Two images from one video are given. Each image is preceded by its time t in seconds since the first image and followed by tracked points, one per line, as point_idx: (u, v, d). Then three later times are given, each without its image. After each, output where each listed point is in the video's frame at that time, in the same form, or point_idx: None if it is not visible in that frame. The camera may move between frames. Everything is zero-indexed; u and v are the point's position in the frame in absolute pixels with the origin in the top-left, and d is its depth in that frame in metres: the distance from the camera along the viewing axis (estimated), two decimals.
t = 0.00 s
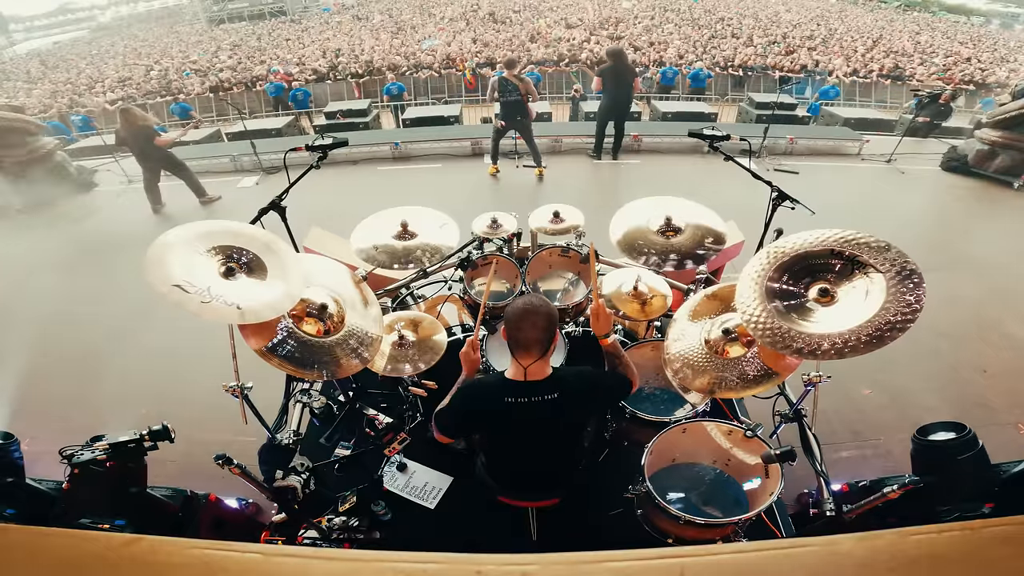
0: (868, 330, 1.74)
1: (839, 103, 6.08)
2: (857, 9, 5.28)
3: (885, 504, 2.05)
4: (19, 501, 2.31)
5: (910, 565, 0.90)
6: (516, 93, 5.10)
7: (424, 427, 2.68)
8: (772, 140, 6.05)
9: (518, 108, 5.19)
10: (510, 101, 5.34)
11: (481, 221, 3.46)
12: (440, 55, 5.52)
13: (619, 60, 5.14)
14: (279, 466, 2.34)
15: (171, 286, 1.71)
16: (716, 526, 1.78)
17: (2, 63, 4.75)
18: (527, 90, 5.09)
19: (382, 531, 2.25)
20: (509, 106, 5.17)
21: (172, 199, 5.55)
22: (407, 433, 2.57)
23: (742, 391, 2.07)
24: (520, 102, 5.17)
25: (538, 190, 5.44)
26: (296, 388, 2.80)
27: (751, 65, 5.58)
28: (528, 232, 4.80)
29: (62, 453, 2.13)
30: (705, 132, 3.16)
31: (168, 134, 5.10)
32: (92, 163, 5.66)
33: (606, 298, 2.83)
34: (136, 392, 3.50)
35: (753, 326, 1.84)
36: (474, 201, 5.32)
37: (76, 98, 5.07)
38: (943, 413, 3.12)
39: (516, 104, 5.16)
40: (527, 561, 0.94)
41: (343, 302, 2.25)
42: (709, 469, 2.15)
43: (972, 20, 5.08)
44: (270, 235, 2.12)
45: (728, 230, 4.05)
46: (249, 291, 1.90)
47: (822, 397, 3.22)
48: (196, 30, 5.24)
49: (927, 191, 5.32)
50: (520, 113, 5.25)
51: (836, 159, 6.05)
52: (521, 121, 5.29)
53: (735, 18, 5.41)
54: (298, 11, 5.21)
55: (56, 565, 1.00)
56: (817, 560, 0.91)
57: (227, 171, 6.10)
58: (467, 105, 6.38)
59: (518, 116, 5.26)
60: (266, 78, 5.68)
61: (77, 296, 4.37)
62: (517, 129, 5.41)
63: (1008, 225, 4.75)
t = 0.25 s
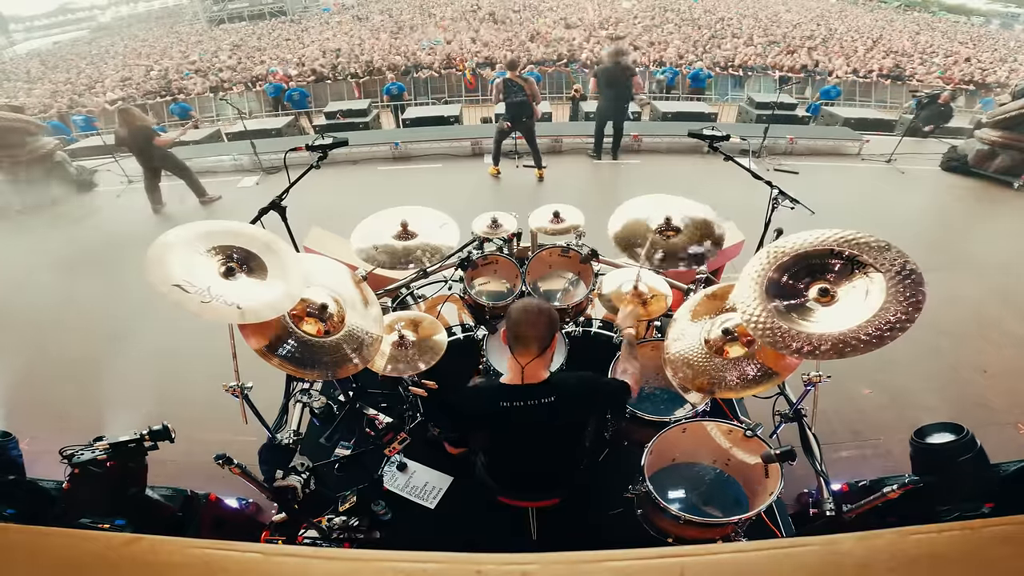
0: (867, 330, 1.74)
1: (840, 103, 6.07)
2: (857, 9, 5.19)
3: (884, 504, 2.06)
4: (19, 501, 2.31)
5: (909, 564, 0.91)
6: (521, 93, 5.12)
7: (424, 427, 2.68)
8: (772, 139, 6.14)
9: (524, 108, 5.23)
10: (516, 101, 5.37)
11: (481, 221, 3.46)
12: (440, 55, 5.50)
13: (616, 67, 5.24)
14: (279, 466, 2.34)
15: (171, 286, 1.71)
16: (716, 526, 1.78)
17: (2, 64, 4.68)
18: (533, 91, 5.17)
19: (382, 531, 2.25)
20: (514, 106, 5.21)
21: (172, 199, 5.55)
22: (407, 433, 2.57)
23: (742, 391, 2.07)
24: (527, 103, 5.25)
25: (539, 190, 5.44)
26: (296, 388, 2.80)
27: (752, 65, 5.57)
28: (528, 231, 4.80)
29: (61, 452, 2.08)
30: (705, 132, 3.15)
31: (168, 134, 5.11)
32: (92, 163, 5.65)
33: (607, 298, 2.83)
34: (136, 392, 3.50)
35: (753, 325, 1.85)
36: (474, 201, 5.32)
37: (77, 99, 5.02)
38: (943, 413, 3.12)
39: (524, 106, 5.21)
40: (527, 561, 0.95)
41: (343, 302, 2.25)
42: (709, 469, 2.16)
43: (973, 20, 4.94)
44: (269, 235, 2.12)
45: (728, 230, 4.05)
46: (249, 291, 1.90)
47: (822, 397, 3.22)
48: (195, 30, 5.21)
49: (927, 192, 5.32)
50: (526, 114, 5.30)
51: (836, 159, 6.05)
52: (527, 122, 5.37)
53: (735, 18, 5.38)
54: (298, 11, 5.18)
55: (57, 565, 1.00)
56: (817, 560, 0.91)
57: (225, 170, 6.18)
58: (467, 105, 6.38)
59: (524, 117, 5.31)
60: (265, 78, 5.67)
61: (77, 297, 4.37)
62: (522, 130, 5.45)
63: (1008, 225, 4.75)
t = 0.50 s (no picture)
0: (868, 330, 1.74)
1: (839, 103, 6.07)
2: (857, 9, 5.21)
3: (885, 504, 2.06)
4: (19, 501, 2.31)
5: (910, 565, 0.90)
6: (518, 93, 5.08)
7: (424, 427, 2.68)
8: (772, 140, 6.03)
9: (520, 108, 5.16)
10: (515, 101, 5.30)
11: (481, 221, 3.46)
12: (441, 55, 5.51)
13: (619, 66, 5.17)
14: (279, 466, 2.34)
15: (171, 286, 1.71)
16: (716, 526, 1.77)
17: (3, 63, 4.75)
18: (529, 91, 5.08)
19: (382, 532, 2.25)
20: (511, 107, 5.16)
21: (172, 199, 5.55)
22: (407, 433, 2.57)
23: (742, 391, 2.07)
24: (524, 102, 5.15)
25: (538, 190, 5.44)
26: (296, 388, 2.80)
27: (752, 65, 5.57)
28: (528, 231, 4.80)
29: (62, 453, 2.06)
30: (705, 132, 3.15)
31: (163, 134, 5.09)
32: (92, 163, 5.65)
33: (607, 298, 2.83)
34: (136, 392, 3.50)
35: (753, 326, 1.84)
36: (474, 201, 5.32)
37: (76, 99, 5.05)
38: (943, 414, 3.12)
39: (520, 105, 5.14)
40: (527, 561, 0.94)
41: (343, 303, 2.25)
42: (709, 469, 2.15)
43: (972, 20, 5.00)
44: (269, 235, 2.12)
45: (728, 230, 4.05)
46: (249, 291, 1.90)
47: (821, 397, 3.22)
48: (195, 31, 5.20)
49: (927, 192, 5.32)
50: (524, 114, 5.24)
51: (836, 159, 6.06)
52: (524, 121, 5.27)
53: (735, 18, 5.42)
54: (298, 12, 5.15)
55: (57, 565, 1.00)
56: (817, 560, 0.91)
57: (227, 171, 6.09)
58: (467, 105, 6.37)
59: (522, 116, 5.25)
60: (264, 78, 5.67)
61: (77, 296, 4.37)
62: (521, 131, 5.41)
63: (1009, 225, 4.75)
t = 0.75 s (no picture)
0: (867, 330, 1.73)
1: (839, 103, 6.07)
2: (857, 9, 5.24)
3: (884, 504, 2.06)
4: (19, 502, 2.31)
5: (909, 564, 0.91)
6: (514, 93, 5.06)
7: (424, 427, 2.68)
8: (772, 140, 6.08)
9: (516, 108, 5.15)
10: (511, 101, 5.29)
11: (481, 221, 3.46)
12: (441, 56, 5.52)
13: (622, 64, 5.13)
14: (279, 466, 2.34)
15: (171, 285, 1.71)
16: (716, 526, 1.77)
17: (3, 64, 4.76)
18: (526, 91, 5.07)
19: (383, 531, 2.25)
20: (507, 107, 5.16)
21: (172, 199, 5.55)
22: (407, 433, 2.57)
23: (742, 391, 2.07)
24: (520, 102, 5.14)
25: (538, 190, 5.44)
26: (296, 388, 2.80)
27: (752, 65, 5.57)
28: (528, 231, 4.80)
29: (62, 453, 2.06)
30: (705, 132, 3.15)
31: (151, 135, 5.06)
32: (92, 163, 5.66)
33: (607, 298, 2.83)
34: (137, 392, 3.50)
35: (753, 326, 1.85)
36: (474, 201, 5.31)
37: (75, 99, 4.98)
38: (943, 413, 3.12)
39: (515, 106, 5.14)
40: (527, 560, 0.94)
41: (343, 302, 2.25)
42: (709, 469, 2.15)
43: (972, 21, 4.98)
44: (270, 235, 2.12)
45: (728, 230, 4.04)
46: (249, 291, 1.90)
47: (821, 397, 3.22)
48: (195, 30, 5.23)
49: (927, 192, 5.32)
50: (520, 114, 5.22)
51: (836, 159, 6.06)
52: (521, 121, 5.26)
53: (734, 19, 5.43)
54: (298, 12, 5.20)
55: (57, 564, 1.00)
56: (816, 560, 0.91)
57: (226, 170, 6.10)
58: (467, 105, 6.37)
59: (519, 116, 5.24)
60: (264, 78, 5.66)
61: (77, 296, 4.37)
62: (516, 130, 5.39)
63: (1008, 225, 4.75)
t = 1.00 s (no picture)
0: (867, 330, 1.74)
1: (839, 103, 6.07)
2: (856, 9, 5.30)
3: (884, 504, 2.06)
4: (19, 502, 2.31)
5: (908, 564, 0.91)
6: (511, 93, 5.05)
7: (424, 427, 2.68)
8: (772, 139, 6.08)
9: (514, 108, 5.14)
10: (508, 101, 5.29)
11: (480, 221, 3.46)
12: (441, 56, 5.52)
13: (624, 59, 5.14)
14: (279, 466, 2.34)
15: (171, 286, 1.71)
16: (715, 526, 1.78)
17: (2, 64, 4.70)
18: (521, 91, 5.06)
19: (382, 531, 2.25)
20: (504, 107, 5.15)
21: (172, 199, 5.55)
22: (407, 433, 2.57)
23: (741, 391, 2.07)
24: (516, 103, 5.13)
25: (538, 190, 5.44)
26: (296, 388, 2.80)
27: (752, 65, 5.57)
28: (528, 231, 4.80)
29: (62, 453, 2.07)
30: (705, 132, 3.15)
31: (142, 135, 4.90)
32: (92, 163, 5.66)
33: (607, 298, 2.83)
34: (137, 392, 3.50)
35: (753, 326, 1.85)
36: (473, 202, 5.31)
37: (76, 98, 4.96)
38: (943, 414, 3.11)
39: (512, 106, 5.13)
40: (526, 560, 0.94)
41: (343, 303, 2.25)
42: (709, 469, 2.14)
43: (972, 20, 5.01)
44: (269, 235, 2.12)
45: (728, 230, 4.04)
46: (249, 291, 1.90)
47: (821, 397, 3.22)
48: (195, 30, 5.24)
49: (927, 192, 5.31)
50: (518, 113, 5.22)
51: (836, 159, 6.05)
52: (517, 121, 5.25)
53: (735, 18, 5.44)
54: (298, 11, 5.24)
55: (56, 564, 1.00)
56: (815, 560, 0.91)
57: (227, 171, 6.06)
58: (467, 105, 6.37)
59: (516, 116, 5.23)
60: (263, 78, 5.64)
61: (77, 296, 4.37)
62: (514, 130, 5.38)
63: (1008, 225, 4.74)
